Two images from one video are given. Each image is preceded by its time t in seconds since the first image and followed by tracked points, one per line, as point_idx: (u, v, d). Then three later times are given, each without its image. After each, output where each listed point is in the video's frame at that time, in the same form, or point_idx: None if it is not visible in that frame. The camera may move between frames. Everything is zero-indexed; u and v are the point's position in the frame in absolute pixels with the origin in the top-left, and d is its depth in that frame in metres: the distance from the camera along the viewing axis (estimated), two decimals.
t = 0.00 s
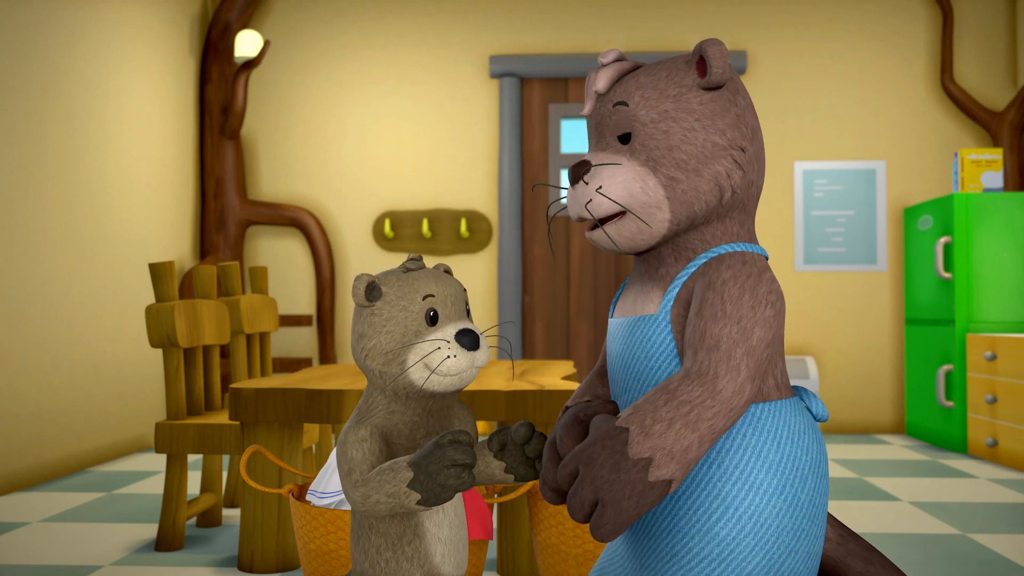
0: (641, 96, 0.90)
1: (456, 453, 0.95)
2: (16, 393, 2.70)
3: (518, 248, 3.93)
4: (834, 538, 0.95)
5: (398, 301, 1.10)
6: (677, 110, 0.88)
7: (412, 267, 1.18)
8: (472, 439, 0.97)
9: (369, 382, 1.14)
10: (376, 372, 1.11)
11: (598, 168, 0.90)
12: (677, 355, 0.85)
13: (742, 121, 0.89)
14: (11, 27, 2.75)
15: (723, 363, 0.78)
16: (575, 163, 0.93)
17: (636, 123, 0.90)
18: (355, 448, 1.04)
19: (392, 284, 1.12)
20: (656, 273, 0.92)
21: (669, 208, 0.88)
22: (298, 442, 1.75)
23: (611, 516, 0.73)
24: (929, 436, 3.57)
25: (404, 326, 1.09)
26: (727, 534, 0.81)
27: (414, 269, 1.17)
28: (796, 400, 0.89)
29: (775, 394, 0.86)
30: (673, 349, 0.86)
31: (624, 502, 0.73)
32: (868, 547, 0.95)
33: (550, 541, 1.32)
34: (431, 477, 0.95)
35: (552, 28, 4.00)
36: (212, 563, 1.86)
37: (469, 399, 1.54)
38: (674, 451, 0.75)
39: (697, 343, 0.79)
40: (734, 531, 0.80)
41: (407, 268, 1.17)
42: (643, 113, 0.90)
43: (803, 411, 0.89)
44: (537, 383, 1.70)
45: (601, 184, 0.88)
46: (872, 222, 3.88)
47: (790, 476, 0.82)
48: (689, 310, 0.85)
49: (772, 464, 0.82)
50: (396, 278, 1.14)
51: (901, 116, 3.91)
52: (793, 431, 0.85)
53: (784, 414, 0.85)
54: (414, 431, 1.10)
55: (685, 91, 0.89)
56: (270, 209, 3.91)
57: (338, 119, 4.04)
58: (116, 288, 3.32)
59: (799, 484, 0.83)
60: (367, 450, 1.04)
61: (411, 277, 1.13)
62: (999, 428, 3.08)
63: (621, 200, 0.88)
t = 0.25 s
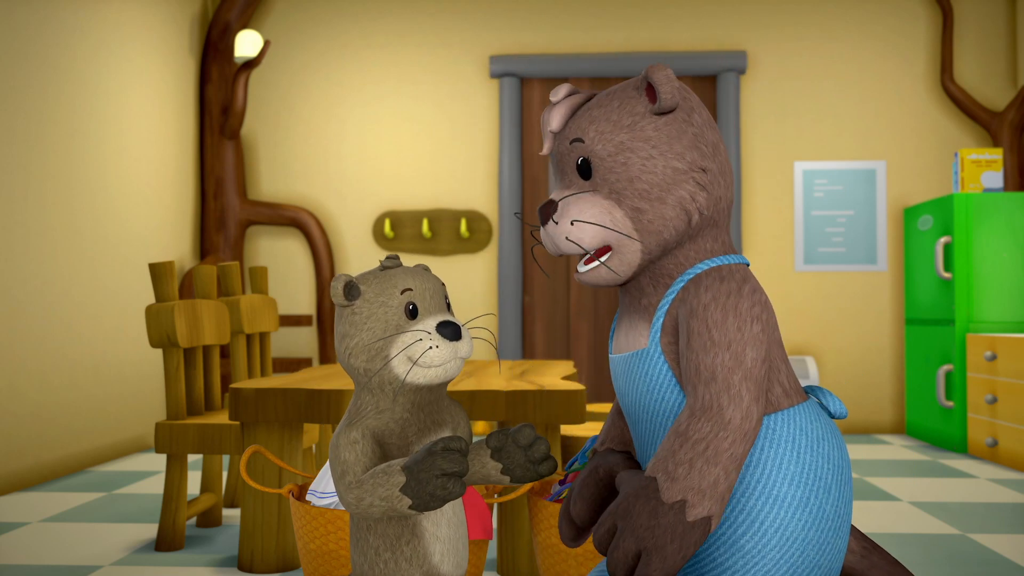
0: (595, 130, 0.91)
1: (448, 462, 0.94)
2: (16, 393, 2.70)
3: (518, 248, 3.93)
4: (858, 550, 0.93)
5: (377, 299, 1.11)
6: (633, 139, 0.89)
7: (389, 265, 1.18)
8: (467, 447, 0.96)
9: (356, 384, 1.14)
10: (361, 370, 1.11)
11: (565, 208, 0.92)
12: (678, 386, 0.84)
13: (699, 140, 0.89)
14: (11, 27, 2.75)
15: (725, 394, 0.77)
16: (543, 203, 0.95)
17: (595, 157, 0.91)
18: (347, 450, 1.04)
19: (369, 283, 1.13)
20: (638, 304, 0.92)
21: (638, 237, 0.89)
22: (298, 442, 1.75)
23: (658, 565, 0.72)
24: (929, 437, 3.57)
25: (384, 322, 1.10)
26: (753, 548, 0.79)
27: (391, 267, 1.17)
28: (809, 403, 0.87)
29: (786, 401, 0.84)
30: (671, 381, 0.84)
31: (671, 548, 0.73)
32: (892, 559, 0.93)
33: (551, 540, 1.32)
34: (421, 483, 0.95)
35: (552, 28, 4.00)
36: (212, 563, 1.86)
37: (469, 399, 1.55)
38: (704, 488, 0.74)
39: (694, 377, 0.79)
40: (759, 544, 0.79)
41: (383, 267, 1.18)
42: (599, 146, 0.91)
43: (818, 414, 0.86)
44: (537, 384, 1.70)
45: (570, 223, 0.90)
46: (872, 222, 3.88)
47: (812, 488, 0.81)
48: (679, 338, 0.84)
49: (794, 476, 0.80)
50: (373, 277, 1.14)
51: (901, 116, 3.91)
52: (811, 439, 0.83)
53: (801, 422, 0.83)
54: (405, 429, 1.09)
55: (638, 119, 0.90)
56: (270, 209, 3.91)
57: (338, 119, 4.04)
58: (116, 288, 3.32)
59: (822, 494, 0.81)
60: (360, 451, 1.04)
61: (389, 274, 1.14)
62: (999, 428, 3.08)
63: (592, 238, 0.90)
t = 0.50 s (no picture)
0: (568, 158, 0.91)
1: (442, 441, 0.95)
2: (16, 393, 2.70)
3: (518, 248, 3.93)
4: (865, 555, 0.90)
5: (362, 297, 1.11)
6: (607, 162, 0.89)
7: (372, 265, 1.18)
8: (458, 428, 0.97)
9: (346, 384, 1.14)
10: (350, 370, 1.11)
11: (552, 239, 0.92)
12: (685, 397, 0.84)
13: (673, 150, 0.89)
14: (11, 27, 2.75)
15: (732, 403, 0.77)
16: (529, 236, 0.95)
17: (572, 185, 0.91)
18: (341, 448, 1.03)
19: (353, 283, 1.13)
20: (638, 318, 0.92)
21: (629, 257, 0.89)
22: (299, 442, 1.75)
23: None
24: (929, 437, 3.57)
25: (371, 319, 1.10)
26: (761, 551, 0.78)
27: (374, 267, 1.18)
28: (815, 404, 0.86)
29: (792, 403, 0.84)
30: (678, 392, 0.84)
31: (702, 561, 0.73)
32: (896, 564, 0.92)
33: (551, 540, 1.31)
34: (416, 467, 0.95)
35: (552, 28, 4.00)
36: (212, 563, 1.86)
37: (469, 400, 1.55)
38: (726, 498, 0.75)
39: (700, 390, 0.79)
40: (766, 547, 0.78)
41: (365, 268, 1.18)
42: (575, 173, 0.91)
43: (823, 416, 0.86)
44: (537, 384, 1.70)
45: (560, 255, 0.91)
46: (872, 222, 3.88)
47: (820, 491, 0.81)
48: (681, 348, 0.84)
49: (802, 480, 0.80)
50: (357, 277, 1.15)
51: (901, 116, 3.91)
52: (819, 442, 0.83)
53: (808, 424, 0.83)
54: (398, 425, 1.09)
55: (609, 140, 0.90)
56: (270, 209, 3.91)
57: (338, 119, 4.04)
58: (116, 288, 3.32)
59: (830, 497, 0.81)
60: (355, 448, 1.03)
61: (372, 273, 1.15)
62: (999, 428, 3.08)
63: (585, 265, 0.90)
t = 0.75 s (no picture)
0: (548, 177, 0.92)
1: (441, 423, 0.96)
2: (16, 393, 2.70)
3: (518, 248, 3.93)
4: (866, 556, 0.90)
5: (363, 294, 1.11)
6: (588, 177, 0.89)
7: (373, 262, 1.18)
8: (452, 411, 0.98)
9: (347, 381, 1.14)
10: (351, 366, 1.11)
11: (543, 260, 0.92)
12: (688, 399, 0.84)
13: (651, 156, 0.89)
14: (11, 27, 2.75)
15: (734, 405, 0.77)
16: (521, 259, 0.95)
17: (556, 205, 0.91)
18: (341, 443, 1.03)
19: (355, 280, 1.13)
20: (637, 322, 0.91)
21: (623, 268, 0.89)
22: (299, 442, 1.75)
23: None
24: (929, 437, 3.57)
25: (372, 317, 1.10)
26: (763, 553, 0.78)
27: (376, 263, 1.18)
28: (817, 404, 0.86)
29: (795, 403, 0.83)
30: (681, 394, 0.84)
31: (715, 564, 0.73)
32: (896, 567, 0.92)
33: (551, 540, 1.31)
34: (418, 454, 0.96)
35: (552, 28, 4.00)
36: (212, 563, 1.86)
37: (469, 399, 1.55)
38: (733, 500, 0.75)
39: (702, 393, 0.79)
40: (768, 548, 0.78)
41: (368, 264, 1.18)
42: (557, 194, 0.91)
43: (826, 415, 0.86)
44: (536, 383, 1.70)
45: (554, 275, 0.91)
46: (872, 222, 3.88)
47: (822, 492, 0.81)
48: (681, 352, 0.84)
49: (804, 481, 0.80)
50: (359, 274, 1.14)
51: (901, 116, 3.91)
52: (821, 442, 0.83)
53: (810, 424, 0.83)
54: (397, 422, 1.09)
55: (587, 155, 0.90)
56: (270, 209, 3.91)
57: (338, 119, 4.04)
58: (116, 288, 3.32)
59: (831, 498, 0.81)
60: (355, 442, 1.04)
61: (373, 270, 1.14)
62: (999, 428, 3.08)
63: (580, 283, 0.90)
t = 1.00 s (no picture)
0: (572, 156, 0.92)
1: (439, 423, 0.96)
2: (16, 393, 2.70)
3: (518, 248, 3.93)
4: (867, 557, 0.90)
5: (364, 293, 1.11)
6: (610, 160, 0.89)
7: (373, 261, 1.18)
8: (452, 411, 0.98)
9: (348, 379, 1.14)
10: (352, 366, 1.11)
11: (556, 238, 0.92)
12: (692, 395, 0.84)
13: (676, 148, 0.89)
14: (11, 27, 2.75)
15: (738, 399, 0.77)
16: (534, 237, 0.95)
17: (575, 184, 0.91)
18: (342, 443, 1.03)
19: (356, 280, 1.13)
20: (643, 316, 0.92)
21: (633, 255, 0.89)
22: (299, 442, 1.75)
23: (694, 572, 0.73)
24: (929, 437, 3.57)
25: (373, 316, 1.10)
26: (763, 552, 0.78)
27: (376, 263, 1.18)
28: (820, 405, 0.86)
29: (798, 403, 0.83)
30: (685, 390, 0.84)
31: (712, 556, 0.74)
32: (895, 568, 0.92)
33: (551, 541, 1.31)
34: (418, 452, 0.96)
35: (552, 28, 4.00)
36: (212, 563, 1.86)
37: (469, 399, 1.55)
38: (733, 495, 0.75)
39: (707, 386, 0.79)
40: (767, 547, 0.78)
41: (368, 264, 1.18)
42: (579, 172, 0.91)
43: (828, 417, 0.86)
44: (537, 384, 1.70)
45: (564, 254, 0.91)
46: (872, 222, 3.88)
47: (822, 493, 0.81)
48: (687, 346, 0.85)
49: (805, 481, 0.80)
50: (359, 274, 1.14)
51: (901, 116, 3.91)
52: (822, 443, 0.83)
53: (812, 424, 0.83)
54: (398, 421, 1.09)
55: (612, 139, 0.90)
56: (270, 209, 3.92)
57: (338, 119, 4.04)
58: (116, 288, 3.32)
59: (832, 499, 0.81)
60: (355, 442, 1.04)
61: (374, 269, 1.14)
62: (999, 428, 3.08)
63: (589, 264, 0.90)
